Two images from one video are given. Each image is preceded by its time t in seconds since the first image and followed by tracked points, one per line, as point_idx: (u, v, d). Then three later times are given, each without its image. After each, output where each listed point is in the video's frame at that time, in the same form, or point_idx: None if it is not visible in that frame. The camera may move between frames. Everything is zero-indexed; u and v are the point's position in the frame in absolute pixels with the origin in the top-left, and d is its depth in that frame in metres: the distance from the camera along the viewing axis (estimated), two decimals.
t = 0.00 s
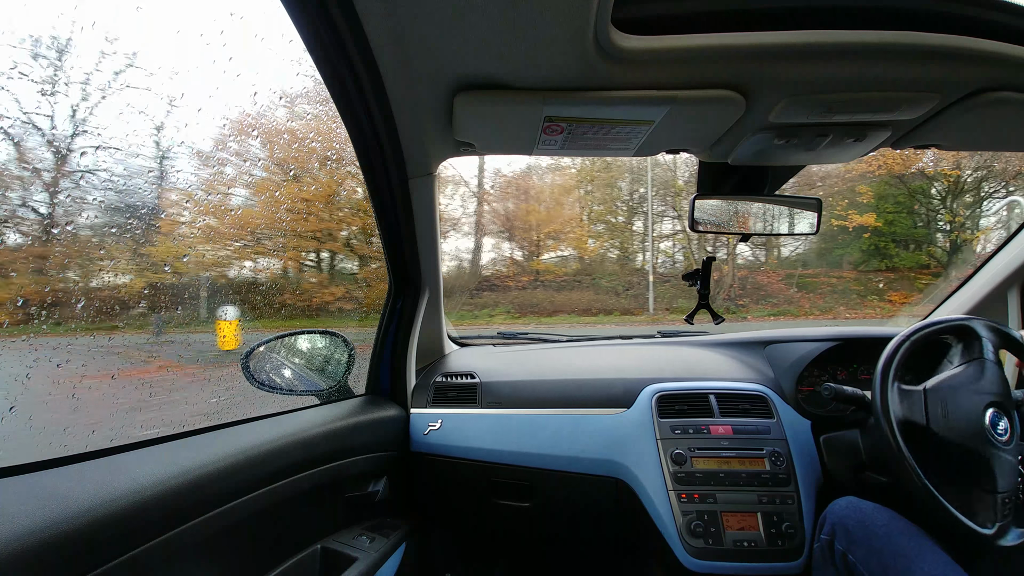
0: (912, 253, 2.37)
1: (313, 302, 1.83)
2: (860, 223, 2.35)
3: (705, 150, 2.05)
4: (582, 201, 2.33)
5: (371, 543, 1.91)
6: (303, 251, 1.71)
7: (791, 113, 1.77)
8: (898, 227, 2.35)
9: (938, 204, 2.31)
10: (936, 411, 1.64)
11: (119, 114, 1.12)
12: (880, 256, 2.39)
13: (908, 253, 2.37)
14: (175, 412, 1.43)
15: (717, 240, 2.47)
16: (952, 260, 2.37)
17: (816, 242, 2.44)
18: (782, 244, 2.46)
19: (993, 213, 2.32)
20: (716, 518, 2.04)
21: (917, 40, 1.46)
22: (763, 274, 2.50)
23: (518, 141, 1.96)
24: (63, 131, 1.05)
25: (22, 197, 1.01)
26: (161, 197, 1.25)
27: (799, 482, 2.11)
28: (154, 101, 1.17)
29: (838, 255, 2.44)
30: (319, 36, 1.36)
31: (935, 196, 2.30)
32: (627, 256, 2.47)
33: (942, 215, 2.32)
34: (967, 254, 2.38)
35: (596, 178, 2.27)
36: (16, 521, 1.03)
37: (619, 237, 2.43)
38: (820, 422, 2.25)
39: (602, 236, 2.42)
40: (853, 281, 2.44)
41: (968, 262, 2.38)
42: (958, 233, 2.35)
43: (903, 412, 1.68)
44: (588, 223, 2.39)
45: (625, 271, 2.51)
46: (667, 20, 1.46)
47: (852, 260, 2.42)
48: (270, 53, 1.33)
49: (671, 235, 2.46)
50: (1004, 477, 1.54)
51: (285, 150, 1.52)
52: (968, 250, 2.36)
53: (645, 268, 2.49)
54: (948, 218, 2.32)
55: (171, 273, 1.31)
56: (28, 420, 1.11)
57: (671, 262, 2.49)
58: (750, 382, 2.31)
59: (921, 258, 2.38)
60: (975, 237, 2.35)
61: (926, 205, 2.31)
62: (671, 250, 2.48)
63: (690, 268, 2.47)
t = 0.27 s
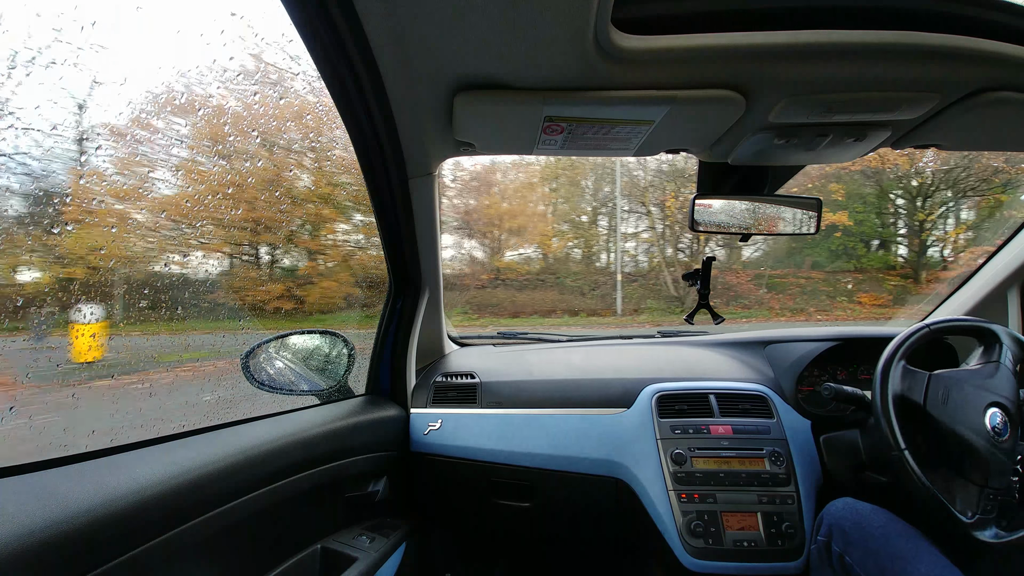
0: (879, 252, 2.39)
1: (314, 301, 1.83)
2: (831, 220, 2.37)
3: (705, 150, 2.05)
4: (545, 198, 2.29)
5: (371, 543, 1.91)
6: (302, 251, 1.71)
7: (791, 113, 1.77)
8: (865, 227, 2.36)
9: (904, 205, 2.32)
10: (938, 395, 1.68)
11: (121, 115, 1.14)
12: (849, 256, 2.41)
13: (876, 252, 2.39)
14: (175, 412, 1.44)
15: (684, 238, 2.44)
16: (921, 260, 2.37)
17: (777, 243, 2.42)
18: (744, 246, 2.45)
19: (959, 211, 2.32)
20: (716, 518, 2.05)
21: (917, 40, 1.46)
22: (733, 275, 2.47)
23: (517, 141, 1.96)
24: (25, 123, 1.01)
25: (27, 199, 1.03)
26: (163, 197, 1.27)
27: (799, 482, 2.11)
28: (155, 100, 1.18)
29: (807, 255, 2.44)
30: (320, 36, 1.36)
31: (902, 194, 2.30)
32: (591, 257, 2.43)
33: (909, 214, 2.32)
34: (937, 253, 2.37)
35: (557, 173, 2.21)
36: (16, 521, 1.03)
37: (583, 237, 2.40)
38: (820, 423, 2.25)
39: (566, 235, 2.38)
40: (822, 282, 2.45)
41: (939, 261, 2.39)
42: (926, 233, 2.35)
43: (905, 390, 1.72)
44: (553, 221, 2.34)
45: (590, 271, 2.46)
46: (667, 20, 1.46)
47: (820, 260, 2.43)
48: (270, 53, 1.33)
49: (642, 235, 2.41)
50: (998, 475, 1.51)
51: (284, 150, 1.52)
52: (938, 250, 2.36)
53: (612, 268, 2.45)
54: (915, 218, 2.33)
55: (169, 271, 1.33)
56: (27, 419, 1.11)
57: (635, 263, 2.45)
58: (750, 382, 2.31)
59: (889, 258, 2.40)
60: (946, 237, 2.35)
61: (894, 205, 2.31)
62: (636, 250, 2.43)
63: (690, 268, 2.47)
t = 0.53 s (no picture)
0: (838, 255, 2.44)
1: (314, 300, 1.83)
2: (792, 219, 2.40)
3: (705, 150, 2.05)
4: (503, 198, 2.30)
5: (371, 543, 1.91)
6: (300, 251, 1.70)
7: (791, 113, 1.77)
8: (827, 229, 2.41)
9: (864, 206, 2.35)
10: (940, 386, 1.68)
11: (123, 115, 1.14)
12: (810, 258, 2.47)
13: (834, 254, 2.45)
14: (175, 412, 1.44)
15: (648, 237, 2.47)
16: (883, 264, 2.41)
17: (735, 247, 2.45)
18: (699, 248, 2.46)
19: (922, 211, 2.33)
20: (716, 518, 2.05)
21: (918, 40, 1.46)
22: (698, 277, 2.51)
23: (517, 141, 1.96)
24: None
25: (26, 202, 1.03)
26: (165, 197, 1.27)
27: (799, 482, 2.11)
28: (157, 100, 1.18)
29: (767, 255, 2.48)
30: (319, 36, 1.36)
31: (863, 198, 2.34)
32: (549, 257, 2.47)
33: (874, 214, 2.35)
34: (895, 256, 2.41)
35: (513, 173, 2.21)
36: (16, 521, 1.02)
37: (542, 237, 2.44)
38: (820, 423, 2.25)
39: (524, 236, 2.41)
40: (786, 283, 2.49)
41: (900, 266, 2.41)
42: (892, 234, 2.38)
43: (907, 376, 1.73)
44: (510, 221, 2.36)
45: (550, 271, 2.50)
46: (667, 20, 1.46)
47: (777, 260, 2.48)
48: (271, 53, 1.33)
49: (604, 236, 2.45)
50: (987, 472, 1.51)
51: (282, 149, 1.52)
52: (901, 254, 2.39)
53: (573, 270, 2.50)
54: (879, 218, 2.36)
55: (170, 272, 1.33)
56: (27, 420, 1.11)
57: (595, 265, 2.50)
58: (749, 382, 2.31)
59: (849, 261, 2.45)
60: (908, 238, 2.37)
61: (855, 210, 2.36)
62: (595, 251, 2.48)
63: (689, 268, 2.46)
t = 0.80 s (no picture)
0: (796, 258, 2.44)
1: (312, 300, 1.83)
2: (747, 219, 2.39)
3: (705, 150, 2.05)
4: (456, 198, 2.26)
5: (371, 543, 1.91)
6: (297, 252, 1.70)
7: (791, 113, 1.77)
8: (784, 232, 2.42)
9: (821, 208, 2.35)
10: (951, 370, 1.69)
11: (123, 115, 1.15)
12: (771, 261, 2.45)
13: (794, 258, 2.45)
14: (176, 412, 1.44)
15: (604, 239, 2.48)
16: (840, 267, 2.40)
17: (686, 250, 2.45)
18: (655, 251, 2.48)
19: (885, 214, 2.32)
20: (716, 518, 2.04)
21: (918, 40, 1.46)
22: (657, 280, 2.52)
23: (517, 142, 1.96)
24: None
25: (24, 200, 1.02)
26: (161, 197, 1.26)
27: (799, 482, 2.11)
28: (157, 101, 1.20)
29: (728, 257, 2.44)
30: (320, 37, 1.36)
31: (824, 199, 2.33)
32: (505, 260, 2.45)
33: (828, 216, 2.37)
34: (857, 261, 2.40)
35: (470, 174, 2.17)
36: (17, 521, 1.03)
37: (496, 238, 2.39)
38: (820, 423, 2.25)
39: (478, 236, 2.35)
40: (747, 287, 2.47)
41: (856, 269, 2.42)
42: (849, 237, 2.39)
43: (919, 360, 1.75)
44: (463, 222, 2.30)
45: (506, 273, 2.49)
46: (667, 20, 1.46)
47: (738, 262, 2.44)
48: (271, 54, 1.34)
49: (559, 237, 2.47)
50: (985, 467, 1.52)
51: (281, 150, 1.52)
52: (858, 257, 2.39)
53: (529, 271, 2.50)
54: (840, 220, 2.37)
55: (171, 272, 1.32)
56: (28, 419, 1.12)
57: (550, 267, 2.53)
58: (749, 382, 2.31)
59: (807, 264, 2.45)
60: (866, 242, 2.37)
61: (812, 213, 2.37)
62: (551, 254, 2.51)
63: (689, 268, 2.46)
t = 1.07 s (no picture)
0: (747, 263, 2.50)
1: (311, 301, 1.84)
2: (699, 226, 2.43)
3: (705, 150, 2.05)
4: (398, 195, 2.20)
5: (371, 543, 1.91)
6: (296, 252, 1.71)
7: (792, 113, 1.77)
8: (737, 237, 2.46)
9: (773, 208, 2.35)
10: (970, 361, 1.65)
11: (124, 117, 1.12)
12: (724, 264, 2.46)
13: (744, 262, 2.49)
14: (176, 412, 1.44)
15: (555, 243, 2.53)
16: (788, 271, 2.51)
17: (636, 253, 2.51)
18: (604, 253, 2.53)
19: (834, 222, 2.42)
20: (717, 518, 2.04)
21: (918, 40, 1.46)
22: (610, 283, 2.58)
23: (517, 142, 1.96)
24: None
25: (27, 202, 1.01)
26: (163, 198, 1.27)
27: (799, 482, 2.11)
28: (160, 103, 1.18)
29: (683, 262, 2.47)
30: (319, 37, 1.36)
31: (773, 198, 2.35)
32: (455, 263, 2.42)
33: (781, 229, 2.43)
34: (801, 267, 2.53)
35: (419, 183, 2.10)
36: (17, 523, 1.02)
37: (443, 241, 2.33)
38: (820, 423, 2.25)
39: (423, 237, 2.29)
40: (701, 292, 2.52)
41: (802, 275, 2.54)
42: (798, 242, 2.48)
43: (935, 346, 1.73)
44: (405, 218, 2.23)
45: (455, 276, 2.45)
46: (667, 20, 1.46)
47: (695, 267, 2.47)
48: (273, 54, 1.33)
49: (508, 240, 2.47)
50: (988, 466, 1.54)
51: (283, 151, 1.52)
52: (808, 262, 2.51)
53: (473, 274, 2.51)
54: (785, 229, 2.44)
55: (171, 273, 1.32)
56: (28, 421, 1.12)
57: (498, 269, 2.54)
58: (749, 383, 2.32)
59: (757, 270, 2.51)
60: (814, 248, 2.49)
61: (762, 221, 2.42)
62: (500, 259, 2.51)
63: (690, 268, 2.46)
